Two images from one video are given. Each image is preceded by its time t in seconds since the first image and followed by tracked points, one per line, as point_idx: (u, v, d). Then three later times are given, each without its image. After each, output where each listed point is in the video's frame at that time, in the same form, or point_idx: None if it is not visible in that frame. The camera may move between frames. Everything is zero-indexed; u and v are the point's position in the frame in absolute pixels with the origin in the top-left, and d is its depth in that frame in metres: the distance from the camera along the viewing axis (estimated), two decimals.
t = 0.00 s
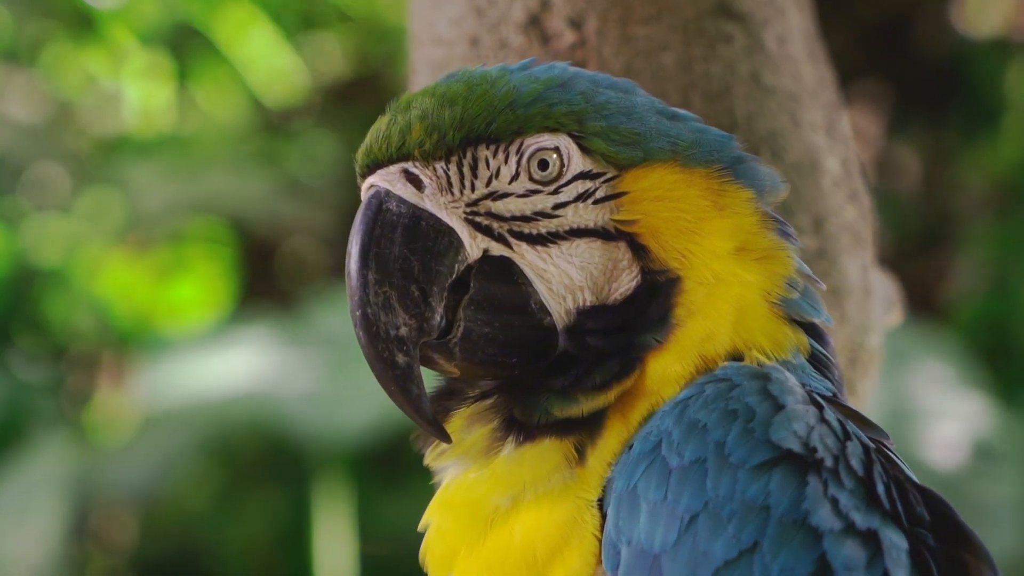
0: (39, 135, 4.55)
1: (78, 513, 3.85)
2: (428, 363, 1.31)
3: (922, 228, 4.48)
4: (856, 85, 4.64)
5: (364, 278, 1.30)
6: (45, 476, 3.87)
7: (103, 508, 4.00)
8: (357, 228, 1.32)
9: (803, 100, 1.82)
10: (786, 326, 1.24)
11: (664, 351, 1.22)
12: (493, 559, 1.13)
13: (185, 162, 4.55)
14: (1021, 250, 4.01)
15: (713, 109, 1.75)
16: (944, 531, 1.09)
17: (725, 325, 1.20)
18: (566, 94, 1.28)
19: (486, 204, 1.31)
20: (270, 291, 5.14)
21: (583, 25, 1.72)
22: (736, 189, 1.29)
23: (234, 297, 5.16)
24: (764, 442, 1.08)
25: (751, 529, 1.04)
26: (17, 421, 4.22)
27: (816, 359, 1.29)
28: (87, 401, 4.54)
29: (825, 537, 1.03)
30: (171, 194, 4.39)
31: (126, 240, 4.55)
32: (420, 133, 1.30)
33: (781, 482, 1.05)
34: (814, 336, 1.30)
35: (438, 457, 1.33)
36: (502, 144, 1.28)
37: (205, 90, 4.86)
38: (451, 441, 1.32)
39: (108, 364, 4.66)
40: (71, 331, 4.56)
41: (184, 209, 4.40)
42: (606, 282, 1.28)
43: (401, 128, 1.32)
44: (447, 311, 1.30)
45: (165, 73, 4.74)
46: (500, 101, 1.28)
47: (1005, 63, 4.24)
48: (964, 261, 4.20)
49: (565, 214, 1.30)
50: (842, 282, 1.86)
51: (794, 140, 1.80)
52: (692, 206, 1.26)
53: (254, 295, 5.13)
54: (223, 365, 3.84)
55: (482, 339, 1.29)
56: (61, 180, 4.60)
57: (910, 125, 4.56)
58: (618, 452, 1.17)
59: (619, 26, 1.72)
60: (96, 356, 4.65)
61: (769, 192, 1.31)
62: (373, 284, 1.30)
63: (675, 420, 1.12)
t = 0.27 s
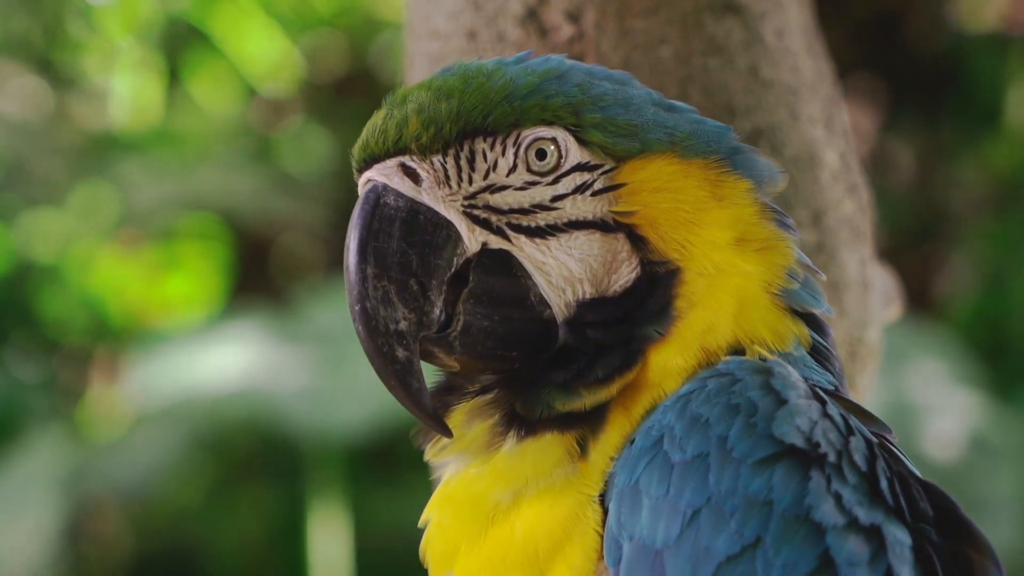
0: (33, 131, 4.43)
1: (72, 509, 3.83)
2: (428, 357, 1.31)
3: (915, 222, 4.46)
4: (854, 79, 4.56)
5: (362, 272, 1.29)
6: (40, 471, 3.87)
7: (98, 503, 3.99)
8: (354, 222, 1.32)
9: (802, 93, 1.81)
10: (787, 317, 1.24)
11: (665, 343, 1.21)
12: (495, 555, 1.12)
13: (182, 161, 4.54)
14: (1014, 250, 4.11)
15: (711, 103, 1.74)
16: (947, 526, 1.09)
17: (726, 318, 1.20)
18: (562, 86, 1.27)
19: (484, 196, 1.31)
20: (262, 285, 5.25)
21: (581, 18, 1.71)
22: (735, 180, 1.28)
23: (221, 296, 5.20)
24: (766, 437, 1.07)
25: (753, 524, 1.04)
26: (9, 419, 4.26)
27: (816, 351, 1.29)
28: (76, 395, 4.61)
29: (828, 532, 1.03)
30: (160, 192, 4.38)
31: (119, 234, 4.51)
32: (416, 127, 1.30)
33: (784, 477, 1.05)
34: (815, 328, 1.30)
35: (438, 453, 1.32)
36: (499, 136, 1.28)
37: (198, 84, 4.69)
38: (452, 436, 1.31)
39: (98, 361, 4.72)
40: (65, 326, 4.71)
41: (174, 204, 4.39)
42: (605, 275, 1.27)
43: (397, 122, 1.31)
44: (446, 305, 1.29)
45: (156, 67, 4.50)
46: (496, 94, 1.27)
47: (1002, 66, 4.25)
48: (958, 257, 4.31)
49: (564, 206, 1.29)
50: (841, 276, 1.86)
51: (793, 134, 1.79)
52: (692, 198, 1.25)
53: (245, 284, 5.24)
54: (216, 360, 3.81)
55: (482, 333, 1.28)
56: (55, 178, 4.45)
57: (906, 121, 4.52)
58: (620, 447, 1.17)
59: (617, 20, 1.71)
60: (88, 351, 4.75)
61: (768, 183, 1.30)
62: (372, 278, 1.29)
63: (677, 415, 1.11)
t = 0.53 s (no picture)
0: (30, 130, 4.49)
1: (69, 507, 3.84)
2: (432, 350, 1.30)
3: (913, 220, 4.47)
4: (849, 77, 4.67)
5: (365, 264, 1.29)
6: (37, 468, 3.86)
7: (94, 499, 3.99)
8: (357, 214, 1.31)
9: (804, 90, 1.81)
10: (791, 311, 1.23)
11: (669, 337, 1.20)
12: (498, 553, 1.12)
13: (178, 161, 4.43)
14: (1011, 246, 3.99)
15: (713, 99, 1.74)
16: (953, 523, 1.09)
17: (731, 312, 1.19)
18: (566, 80, 1.27)
19: (488, 189, 1.30)
20: (258, 284, 5.21)
21: (583, 14, 1.70)
22: (737, 175, 1.27)
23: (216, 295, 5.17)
24: (771, 434, 1.07)
25: (758, 522, 1.03)
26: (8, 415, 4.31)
27: (820, 348, 1.29)
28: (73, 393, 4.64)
29: (833, 530, 1.02)
30: (158, 188, 4.31)
31: (115, 232, 4.44)
32: (419, 119, 1.29)
33: (789, 474, 1.05)
34: (818, 323, 1.29)
35: (440, 449, 1.31)
36: (503, 129, 1.27)
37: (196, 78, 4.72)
38: (455, 431, 1.30)
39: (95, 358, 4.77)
40: (61, 323, 4.71)
41: (174, 204, 4.33)
42: (609, 268, 1.27)
43: (401, 115, 1.31)
44: (450, 298, 1.29)
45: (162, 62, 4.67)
46: (500, 87, 1.27)
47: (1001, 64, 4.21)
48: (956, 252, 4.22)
49: (567, 199, 1.29)
50: (843, 273, 1.85)
51: (795, 131, 1.79)
52: (696, 193, 1.25)
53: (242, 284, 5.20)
54: (213, 358, 3.81)
55: (486, 327, 1.28)
56: (51, 174, 4.48)
57: (900, 117, 4.57)
58: (625, 443, 1.16)
59: (619, 15, 1.71)
60: (84, 349, 4.77)
61: (771, 179, 1.30)
62: (375, 270, 1.29)
63: (681, 411, 1.11)
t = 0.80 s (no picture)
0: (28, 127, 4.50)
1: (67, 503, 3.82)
2: (438, 348, 1.30)
3: (910, 219, 4.51)
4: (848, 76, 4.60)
5: (370, 262, 1.29)
6: (35, 464, 3.86)
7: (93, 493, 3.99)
8: (362, 213, 1.31)
9: (809, 87, 1.80)
10: (798, 305, 1.23)
11: (677, 332, 1.20)
12: (508, 552, 1.11)
13: (176, 159, 4.44)
14: (1009, 237, 4.05)
15: (719, 97, 1.73)
16: (964, 524, 1.09)
17: (738, 307, 1.19)
18: (568, 76, 1.26)
19: (492, 185, 1.30)
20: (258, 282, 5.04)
21: (588, 11, 1.70)
22: (744, 170, 1.27)
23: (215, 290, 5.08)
24: (782, 433, 1.07)
25: (769, 521, 1.03)
26: (5, 414, 4.24)
27: (828, 342, 1.28)
28: (71, 388, 4.46)
29: (845, 529, 1.02)
30: (158, 184, 4.31)
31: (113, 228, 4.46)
32: (422, 117, 1.29)
33: (800, 473, 1.04)
34: (825, 317, 1.29)
35: (449, 448, 1.31)
36: (506, 125, 1.27)
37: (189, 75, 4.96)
38: (464, 431, 1.30)
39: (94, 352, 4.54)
40: (57, 319, 4.62)
41: (173, 201, 4.33)
42: (615, 264, 1.26)
43: (403, 113, 1.31)
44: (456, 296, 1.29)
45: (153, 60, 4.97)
46: (502, 83, 1.27)
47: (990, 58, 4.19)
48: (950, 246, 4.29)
49: (572, 195, 1.28)
50: (849, 271, 1.85)
51: (800, 129, 1.78)
52: (703, 189, 1.24)
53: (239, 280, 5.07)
54: (211, 353, 3.82)
55: (492, 323, 1.27)
56: (47, 171, 4.47)
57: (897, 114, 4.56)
58: (635, 440, 1.16)
59: (624, 12, 1.70)
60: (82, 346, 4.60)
61: (775, 173, 1.29)
62: (381, 268, 1.28)
63: (691, 410, 1.11)
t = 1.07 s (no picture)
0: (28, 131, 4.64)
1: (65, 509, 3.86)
2: (449, 355, 1.30)
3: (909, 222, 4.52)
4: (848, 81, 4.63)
5: (381, 269, 1.29)
6: (35, 470, 3.89)
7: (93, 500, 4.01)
8: (372, 220, 1.31)
9: (816, 94, 1.80)
10: (809, 313, 1.23)
11: (688, 339, 1.20)
12: (519, 562, 1.12)
13: (174, 161, 4.49)
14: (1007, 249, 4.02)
15: (726, 104, 1.73)
16: (975, 533, 1.09)
17: (750, 314, 1.19)
18: (578, 84, 1.27)
19: (502, 193, 1.30)
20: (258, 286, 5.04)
21: (595, 18, 1.70)
22: (754, 178, 1.27)
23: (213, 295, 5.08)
24: (795, 443, 1.07)
25: (782, 531, 1.04)
26: (5, 418, 4.32)
27: (838, 350, 1.28)
28: (71, 393, 4.56)
29: (857, 539, 1.02)
30: (156, 189, 4.41)
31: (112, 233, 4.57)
32: (433, 124, 1.29)
33: (812, 483, 1.05)
34: (836, 325, 1.29)
35: (460, 457, 1.31)
36: (516, 133, 1.27)
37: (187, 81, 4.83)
38: (475, 439, 1.30)
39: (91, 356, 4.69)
40: (55, 324, 4.73)
41: (171, 203, 4.41)
42: (625, 271, 1.27)
43: (413, 121, 1.31)
44: (466, 303, 1.29)
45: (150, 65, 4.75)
46: (513, 90, 1.27)
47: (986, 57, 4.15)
48: (950, 252, 4.23)
49: (582, 203, 1.28)
50: (856, 278, 1.85)
51: (808, 136, 1.78)
52: (713, 197, 1.24)
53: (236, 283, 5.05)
54: (212, 359, 3.84)
55: (502, 330, 1.27)
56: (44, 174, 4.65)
57: (898, 118, 4.56)
58: (647, 448, 1.16)
59: (631, 19, 1.70)
60: (80, 349, 4.73)
61: (785, 181, 1.29)
62: (391, 275, 1.28)
63: (703, 419, 1.11)
